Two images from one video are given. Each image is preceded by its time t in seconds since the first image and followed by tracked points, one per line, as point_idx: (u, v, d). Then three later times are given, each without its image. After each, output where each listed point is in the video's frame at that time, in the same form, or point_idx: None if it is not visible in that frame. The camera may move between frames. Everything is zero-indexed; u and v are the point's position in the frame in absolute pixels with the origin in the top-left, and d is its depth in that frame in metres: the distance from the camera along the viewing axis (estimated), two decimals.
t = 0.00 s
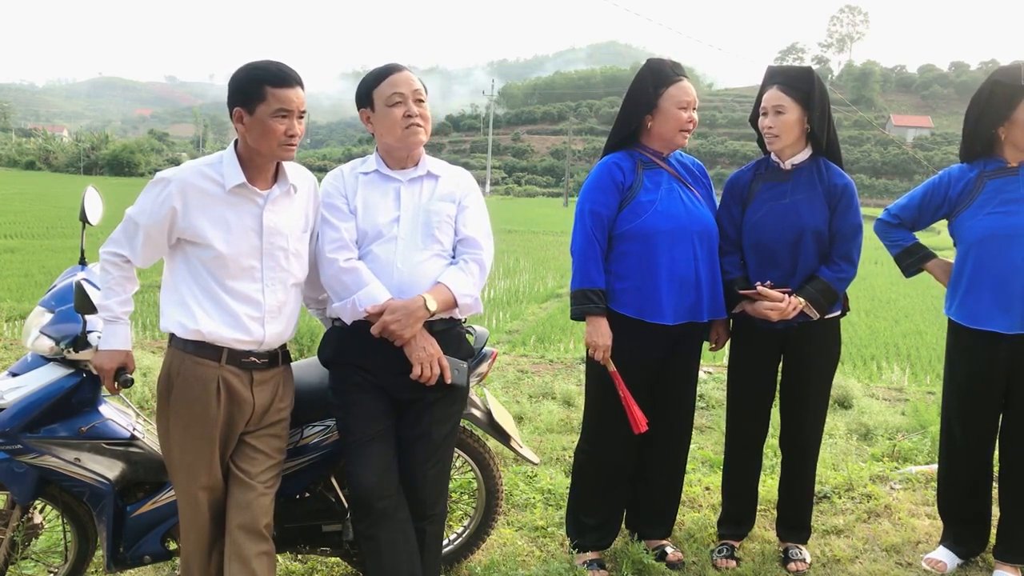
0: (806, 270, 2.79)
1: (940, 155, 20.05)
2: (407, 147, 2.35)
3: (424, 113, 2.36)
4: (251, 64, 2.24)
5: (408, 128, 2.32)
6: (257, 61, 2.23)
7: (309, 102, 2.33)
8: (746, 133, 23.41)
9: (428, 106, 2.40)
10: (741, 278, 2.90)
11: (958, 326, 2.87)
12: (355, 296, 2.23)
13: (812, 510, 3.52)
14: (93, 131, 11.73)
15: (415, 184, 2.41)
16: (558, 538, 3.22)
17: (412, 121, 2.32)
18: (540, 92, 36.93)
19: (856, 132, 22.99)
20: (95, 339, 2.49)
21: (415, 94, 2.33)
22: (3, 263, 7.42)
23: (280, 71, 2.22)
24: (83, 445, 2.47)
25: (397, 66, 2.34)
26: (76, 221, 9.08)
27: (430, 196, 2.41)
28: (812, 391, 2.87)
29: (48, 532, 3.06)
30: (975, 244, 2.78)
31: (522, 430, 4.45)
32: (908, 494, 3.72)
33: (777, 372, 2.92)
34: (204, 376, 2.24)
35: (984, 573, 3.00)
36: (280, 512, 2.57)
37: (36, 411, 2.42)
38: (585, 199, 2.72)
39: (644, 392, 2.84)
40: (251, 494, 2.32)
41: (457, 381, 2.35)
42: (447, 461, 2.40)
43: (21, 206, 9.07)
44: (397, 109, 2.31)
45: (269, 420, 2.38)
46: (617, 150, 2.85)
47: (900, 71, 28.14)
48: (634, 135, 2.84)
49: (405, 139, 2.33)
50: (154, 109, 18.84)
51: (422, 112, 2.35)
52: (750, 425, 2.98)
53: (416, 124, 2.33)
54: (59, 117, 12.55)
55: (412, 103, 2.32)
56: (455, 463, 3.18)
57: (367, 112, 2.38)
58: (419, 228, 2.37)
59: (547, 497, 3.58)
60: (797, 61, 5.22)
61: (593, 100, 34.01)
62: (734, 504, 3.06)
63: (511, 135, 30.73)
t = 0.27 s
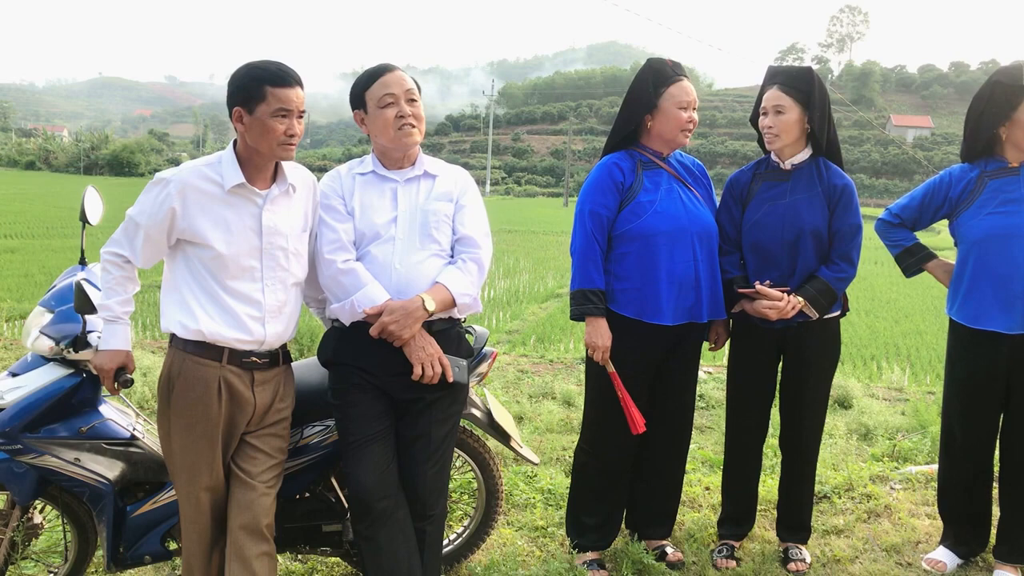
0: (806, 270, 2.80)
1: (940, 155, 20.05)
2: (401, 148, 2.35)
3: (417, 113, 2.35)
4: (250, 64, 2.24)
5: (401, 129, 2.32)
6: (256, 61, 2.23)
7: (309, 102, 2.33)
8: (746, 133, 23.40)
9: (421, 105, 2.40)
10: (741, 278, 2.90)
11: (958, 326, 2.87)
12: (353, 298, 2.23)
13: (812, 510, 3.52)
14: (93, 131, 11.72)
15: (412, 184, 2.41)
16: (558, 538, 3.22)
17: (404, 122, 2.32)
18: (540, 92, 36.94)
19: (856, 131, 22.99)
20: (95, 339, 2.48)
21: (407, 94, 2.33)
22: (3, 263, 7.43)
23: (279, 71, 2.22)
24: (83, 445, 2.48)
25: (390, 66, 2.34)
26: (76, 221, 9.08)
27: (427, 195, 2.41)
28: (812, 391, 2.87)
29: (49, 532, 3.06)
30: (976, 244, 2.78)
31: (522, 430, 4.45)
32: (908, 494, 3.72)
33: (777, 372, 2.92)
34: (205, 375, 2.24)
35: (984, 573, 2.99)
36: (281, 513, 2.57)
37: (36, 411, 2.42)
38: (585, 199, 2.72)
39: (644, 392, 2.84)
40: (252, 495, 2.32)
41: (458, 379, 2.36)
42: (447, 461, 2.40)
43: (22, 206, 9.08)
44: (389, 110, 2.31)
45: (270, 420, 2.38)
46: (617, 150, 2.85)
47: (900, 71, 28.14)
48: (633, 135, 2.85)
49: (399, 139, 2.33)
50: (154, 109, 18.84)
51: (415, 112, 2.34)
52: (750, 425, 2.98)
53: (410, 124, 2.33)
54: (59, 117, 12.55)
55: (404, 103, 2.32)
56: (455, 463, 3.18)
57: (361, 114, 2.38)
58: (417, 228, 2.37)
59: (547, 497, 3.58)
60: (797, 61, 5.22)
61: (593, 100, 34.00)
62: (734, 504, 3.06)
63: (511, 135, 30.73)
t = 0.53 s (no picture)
0: (806, 270, 2.79)
1: (940, 155, 20.04)
2: (398, 148, 2.34)
3: (414, 112, 2.35)
4: (248, 64, 2.24)
5: (397, 129, 2.32)
6: (255, 61, 2.23)
7: (308, 102, 2.33)
8: (746, 133, 23.41)
9: (417, 104, 2.39)
10: (741, 278, 2.90)
11: (959, 326, 2.87)
12: (352, 298, 2.23)
13: (812, 510, 3.52)
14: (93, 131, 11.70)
15: (411, 184, 2.41)
16: (558, 538, 3.22)
17: (400, 122, 2.31)
18: (540, 92, 36.94)
19: (856, 131, 22.99)
20: (95, 339, 2.48)
21: (403, 94, 2.33)
22: (3, 263, 7.43)
23: (278, 71, 2.22)
24: (83, 445, 2.48)
25: (386, 65, 2.33)
26: (76, 220, 9.08)
27: (427, 196, 2.41)
28: (813, 390, 2.86)
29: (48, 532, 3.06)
30: (978, 243, 2.78)
31: (522, 430, 4.45)
32: (908, 494, 3.72)
33: (778, 372, 2.92)
34: (204, 376, 2.24)
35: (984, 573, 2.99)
36: (281, 513, 2.57)
37: (36, 411, 2.42)
38: (584, 199, 2.72)
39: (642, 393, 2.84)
40: (251, 495, 2.32)
41: (457, 379, 2.35)
42: (447, 460, 2.40)
43: (21, 206, 9.08)
44: (385, 110, 2.31)
45: (270, 420, 2.38)
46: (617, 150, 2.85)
47: (900, 71, 28.13)
48: (633, 135, 2.84)
49: (394, 140, 2.33)
50: (154, 109, 18.84)
51: (410, 111, 2.34)
52: (750, 425, 2.98)
53: (405, 124, 2.33)
54: (59, 117, 12.56)
55: (399, 103, 2.32)
56: (455, 463, 3.18)
57: (358, 114, 2.38)
58: (416, 228, 2.37)
59: (547, 497, 3.58)
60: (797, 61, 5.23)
61: (593, 100, 34.04)
62: (734, 503, 3.06)
63: (511, 135, 30.73)
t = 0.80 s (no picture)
0: (805, 271, 2.79)
1: (940, 155, 20.03)
2: (398, 148, 2.34)
3: (417, 113, 2.34)
4: (247, 65, 2.24)
5: (398, 128, 2.31)
6: (253, 61, 2.23)
7: (307, 103, 2.33)
8: (746, 133, 23.41)
9: (422, 105, 2.38)
10: (741, 279, 2.89)
11: (960, 326, 2.87)
12: (352, 297, 2.23)
13: (812, 510, 3.52)
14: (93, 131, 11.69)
15: (414, 185, 2.41)
16: (558, 538, 3.22)
17: (402, 122, 2.31)
18: (540, 92, 36.94)
19: (856, 131, 22.98)
20: (95, 339, 2.48)
21: (407, 94, 2.32)
22: (3, 263, 7.43)
23: (277, 71, 2.22)
24: (83, 445, 2.48)
25: (395, 66, 2.34)
26: (76, 220, 9.08)
27: (429, 197, 2.41)
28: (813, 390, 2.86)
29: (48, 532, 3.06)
30: (980, 243, 2.78)
31: (522, 430, 4.45)
32: (908, 494, 3.72)
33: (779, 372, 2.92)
34: (202, 375, 2.24)
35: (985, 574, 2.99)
36: (281, 513, 2.57)
37: (36, 411, 2.42)
38: (582, 199, 2.72)
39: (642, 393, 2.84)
40: (251, 494, 2.32)
41: (456, 379, 2.36)
42: (447, 460, 2.40)
43: (22, 206, 9.08)
44: (387, 109, 2.31)
45: (268, 420, 2.38)
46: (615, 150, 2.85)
47: (900, 71, 28.13)
48: (631, 135, 2.85)
49: (395, 140, 2.32)
50: (154, 109, 18.84)
51: (414, 112, 2.33)
52: (750, 425, 2.98)
53: (407, 124, 2.32)
54: (59, 117, 12.55)
55: (402, 103, 2.31)
56: (455, 463, 3.18)
57: (364, 113, 2.39)
58: (418, 229, 2.37)
59: (547, 497, 3.58)
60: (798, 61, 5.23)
61: (593, 100, 34.05)
62: (734, 503, 3.06)
63: (511, 135, 30.73)
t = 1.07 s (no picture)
0: (805, 271, 2.80)
1: (940, 155, 20.04)
2: (401, 147, 2.35)
3: (424, 115, 2.35)
4: (243, 65, 2.23)
5: (403, 128, 2.32)
6: (250, 62, 2.23)
7: (303, 102, 2.33)
8: (746, 133, 23.41)
9: (431, 108, 2.38)
10: (741, 279, 2.89)
11: (961, 326, 2.87)
12: (354, 296, 2.23)
13: (812, 510, 3.52)
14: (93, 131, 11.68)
15: (419, 186, 2.41)
16: (558, 538, 3.22)
17: (408, 122, 2.32)
18: (540, 92, 36.93)
19: (856, 131, 22.98)
20: (95, 339, 2.48)
21: (416, 95, 2.32)
22: (3, 263, 7.43)
23: (274, 72, 2.22)
24: (83, 445, 2.47)
25: (408, 66, 2.34)
26: (76, 220, 9.07)
27: (434, 198, 2.41)
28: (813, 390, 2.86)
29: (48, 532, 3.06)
30: (982, 243, 2.78)
31: (522, 430, 4.45)
32: (908, 494, 3.72)
33: (778, 372, 2.92)
34: (203, 374, 2.24)
35: (984, 573, 2.99)
36: (281, 513, 2.57)
37: (36, 411, 2.42)
38: (580, 199, 2.72)
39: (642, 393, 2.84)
40: (254, 492, 2.32)
41: (456, 380, 2.36)
42: (447, 460, 2.40)
43: (22, 206, 9.08)
44: (394, 109, 2.32)
45: (269, 418, 2.38)
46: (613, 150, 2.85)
47: (899, 71, 28.13)
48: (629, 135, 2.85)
49: (399, 139, 2.33)
50: (154, 109, 18.84)
51: (421, 113, 2.34)
52: (750, 425, 2.98)
53: (413, 125, 2.33)
54: (59, 117, 12.55)
55: (410, 103, 2.31)
56: (455, 463, 3.18)
57: (371, 110, 2.39)
58: (422, 230, 2.37)
59: (547, 497, 3.58)
60: (798, 61, 5.23)
61: (593, 100, 34.06)
62: (734, 503, 3.06)
63: (511, 135, 30.72)
